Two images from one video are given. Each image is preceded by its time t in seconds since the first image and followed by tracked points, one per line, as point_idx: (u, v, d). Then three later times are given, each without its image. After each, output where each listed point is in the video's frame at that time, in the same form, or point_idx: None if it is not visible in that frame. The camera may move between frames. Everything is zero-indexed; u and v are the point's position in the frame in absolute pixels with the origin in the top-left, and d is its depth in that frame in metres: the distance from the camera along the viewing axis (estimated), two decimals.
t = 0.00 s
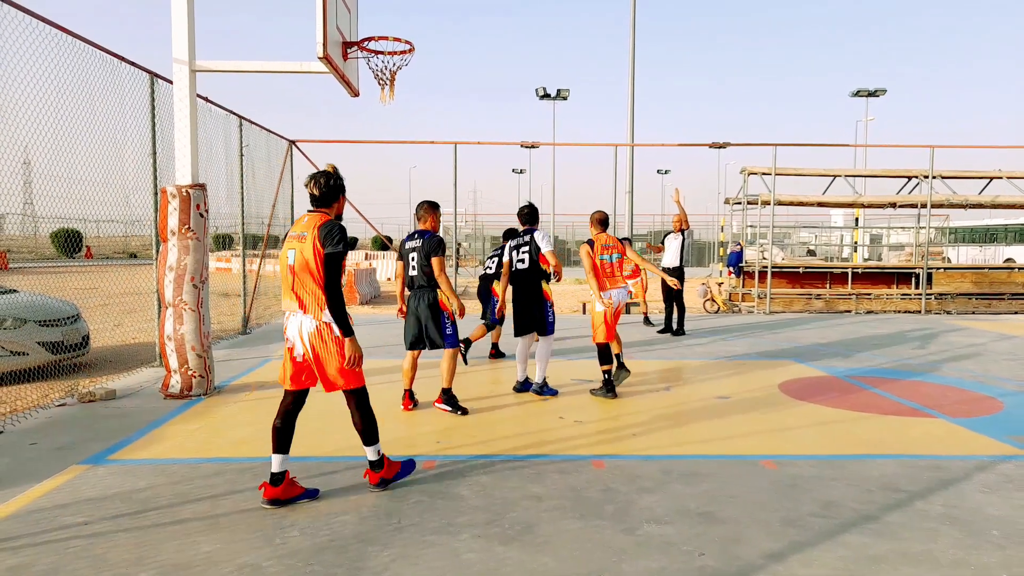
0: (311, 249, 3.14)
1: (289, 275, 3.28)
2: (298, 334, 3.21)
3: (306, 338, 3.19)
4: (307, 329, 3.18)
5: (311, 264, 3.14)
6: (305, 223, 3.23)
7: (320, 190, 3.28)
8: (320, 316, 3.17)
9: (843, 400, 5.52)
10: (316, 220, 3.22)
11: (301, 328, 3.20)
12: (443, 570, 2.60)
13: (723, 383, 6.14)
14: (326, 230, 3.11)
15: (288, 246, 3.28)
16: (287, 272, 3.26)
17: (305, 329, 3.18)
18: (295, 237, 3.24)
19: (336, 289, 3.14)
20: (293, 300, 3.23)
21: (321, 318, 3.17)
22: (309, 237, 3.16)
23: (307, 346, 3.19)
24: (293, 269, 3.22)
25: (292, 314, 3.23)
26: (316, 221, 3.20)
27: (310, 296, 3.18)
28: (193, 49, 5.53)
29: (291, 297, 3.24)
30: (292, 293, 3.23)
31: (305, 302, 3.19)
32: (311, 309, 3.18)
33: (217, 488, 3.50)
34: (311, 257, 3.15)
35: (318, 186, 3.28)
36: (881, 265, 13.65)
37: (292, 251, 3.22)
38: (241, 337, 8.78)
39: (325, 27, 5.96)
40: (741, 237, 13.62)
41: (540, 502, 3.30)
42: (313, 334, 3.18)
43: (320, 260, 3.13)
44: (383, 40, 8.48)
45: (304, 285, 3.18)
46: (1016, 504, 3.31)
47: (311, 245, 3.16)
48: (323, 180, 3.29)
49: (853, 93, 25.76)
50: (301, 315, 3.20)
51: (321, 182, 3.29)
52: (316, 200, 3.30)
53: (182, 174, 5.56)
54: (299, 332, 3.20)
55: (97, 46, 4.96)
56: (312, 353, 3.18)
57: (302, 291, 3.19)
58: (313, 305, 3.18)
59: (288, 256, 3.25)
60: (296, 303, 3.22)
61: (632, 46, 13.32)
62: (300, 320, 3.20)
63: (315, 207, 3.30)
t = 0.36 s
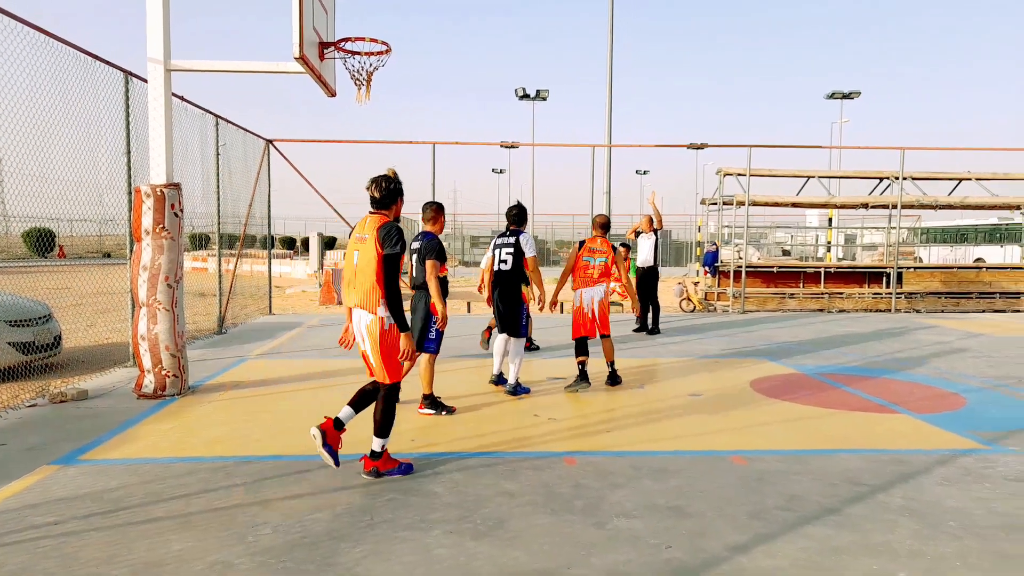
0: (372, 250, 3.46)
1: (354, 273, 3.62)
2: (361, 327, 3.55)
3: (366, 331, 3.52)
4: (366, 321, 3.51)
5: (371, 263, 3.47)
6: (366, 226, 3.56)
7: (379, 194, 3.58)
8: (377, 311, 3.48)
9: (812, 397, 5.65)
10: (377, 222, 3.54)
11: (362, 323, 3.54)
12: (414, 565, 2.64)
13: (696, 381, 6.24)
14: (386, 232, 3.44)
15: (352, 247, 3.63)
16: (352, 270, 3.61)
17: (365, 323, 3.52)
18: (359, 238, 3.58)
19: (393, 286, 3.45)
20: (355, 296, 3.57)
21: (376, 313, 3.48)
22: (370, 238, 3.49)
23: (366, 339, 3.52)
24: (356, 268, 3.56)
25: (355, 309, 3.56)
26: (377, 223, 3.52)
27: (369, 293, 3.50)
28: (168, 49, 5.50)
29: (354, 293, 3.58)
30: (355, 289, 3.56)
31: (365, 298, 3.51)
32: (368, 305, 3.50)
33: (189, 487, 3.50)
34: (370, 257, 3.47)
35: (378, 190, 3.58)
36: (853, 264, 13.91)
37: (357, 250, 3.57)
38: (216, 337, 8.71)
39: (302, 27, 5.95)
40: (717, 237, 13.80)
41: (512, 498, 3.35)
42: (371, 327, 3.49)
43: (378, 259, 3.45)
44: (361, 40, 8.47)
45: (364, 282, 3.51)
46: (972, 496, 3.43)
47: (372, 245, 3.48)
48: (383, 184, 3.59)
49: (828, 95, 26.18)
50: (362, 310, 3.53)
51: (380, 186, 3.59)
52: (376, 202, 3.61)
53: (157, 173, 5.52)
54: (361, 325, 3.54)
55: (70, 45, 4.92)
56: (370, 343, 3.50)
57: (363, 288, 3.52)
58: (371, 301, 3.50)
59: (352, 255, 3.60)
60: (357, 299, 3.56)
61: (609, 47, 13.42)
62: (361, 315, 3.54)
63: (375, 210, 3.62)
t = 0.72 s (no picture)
0: (392, 253, 3.65)
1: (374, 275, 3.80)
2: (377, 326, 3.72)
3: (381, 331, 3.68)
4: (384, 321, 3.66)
5: (390, 266, 3.66)
6: (386, 230, 3.74)
7: (399, 201, 3.76)
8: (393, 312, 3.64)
9: (756, 393, 5.84)
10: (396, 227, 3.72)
11: (377, 322, 3.70)
12: (364, 568, 2.63)
13: (645, 379, 6.37)
14: (404, 236, 3.62)
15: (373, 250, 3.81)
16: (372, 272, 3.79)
17: (380, 323, 3.67)
18: (379, 242, 3.76)
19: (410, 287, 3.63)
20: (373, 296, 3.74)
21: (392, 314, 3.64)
22: (390, 242, 3.66)
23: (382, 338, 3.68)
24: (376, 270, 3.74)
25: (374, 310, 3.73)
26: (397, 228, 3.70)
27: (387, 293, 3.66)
28: (105, 42, 5.29)
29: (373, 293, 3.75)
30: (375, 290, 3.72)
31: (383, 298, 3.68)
32: (385, 305, 3.65)
33: (128, 494, 3.38)
34: (391, 260, 3.66)
35: (401, 196, 3.77)
36: (796, 264, 14.40)
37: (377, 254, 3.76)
38: (158, 340, 8.42)
39: (247, 23, 5.82)
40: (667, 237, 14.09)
41: (463, 497, 3.37)
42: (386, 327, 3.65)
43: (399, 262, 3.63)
44: (307, 37, 8.33)
45: (382, 283, 3.68)
46: (903, 485, 3.61)
47: (392, 249, 3.67)
48: (406, 190, 3.76)
49: (772, 99, 27.03)
50: (379, 309, 3.70)
51: (400, 193, 3.77)
52: (399, 208, 3.79)
53: (93, 171, 5.31)
54: (378, 325, 3.70)
55: None
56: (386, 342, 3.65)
57: (381, 289, 3.69)
58: (387, 301, 3.66)
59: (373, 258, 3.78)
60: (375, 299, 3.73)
61: (561, 48, 13.54)
62: (378, 314, 3.71)
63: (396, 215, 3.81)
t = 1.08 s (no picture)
0: (434, 252, 3.71)
1: (405, 271, 3.82)
2: (413, 320, 3.79)
3: (420, 325, 3.77)
4: (424, 317, 3.77)
5: (431, 264, 3.72)
6: (424, 227, 3.78)
7: (435, 200, 3.79)
8: (435, 307, 3.77)
9: (726, 392, 5.92)
10: (433, 224, 3.78)
11: (415, 317, 3.78)
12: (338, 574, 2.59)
13: (617, 379, 6.42)
14: (446, 235, 3.70)
15: (404, 246, 3.81)
16: (405, 267, 3.81)
17: (420, 318, 3.76)
18: (415, 238, 3.78)
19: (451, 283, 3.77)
20: (408, 291, 3.79)
21: (435, 309, 3.77)
22: (432, 241, 3.72)
23: (420, 333, 3.77)
24: (413, 267, 3.77)
25: (410, 305, 3.79)
26: (436, 226, 3.77)
27: (427, 290, 3.76)
28: (64, 36, 5.13)
29: (408, 289, 3.79)
30: (411, 286, 3.78)
31: (423, 293, 3.76)
32: (427, 301, 3.76)
33: (90, 501, 3.28)
34: (432, 258, 3.72)
35: (434, 194, 3.80)
36: (763, 264, 14.67)
37: (412, 250, 3.78)
38: (120, 341, 8.20)
39: (212, 19, 5.69)
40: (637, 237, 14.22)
41: (437, 500, 3.34)
42: (429, 321, 3.76)
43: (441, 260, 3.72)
44: (275, 33, 8.18)
45: (422, 280, 3.75)
46: (871, 483, 3.70)
47: (432, 247, 3.73)
48: (439, 189, 3.80)
49: (738, 102, 27.51)
50: (417, 304, 3.77)
51: (435, 193, 3.80)
52: (429, 205, 3.82)
53: (52, 168, 5.14)
54: (416, 320, 3.78)
55: None
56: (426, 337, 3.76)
57: (420, 286, 3.76)
58: (428, 297, 3.76)
59: (407, 254, 3.79)
60: (411, 294, 3.78)
61: (531, 48, 13.55)
62: (415, 309, 3.78)
63: (428, 211, 3.84)
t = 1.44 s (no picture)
0: (503, 255, 3.84)
1: (473, 275, 3.93)
2: (480, 324, 3.84)
3: (486, 328, 3.81)
4: (489, 319, 3.81)
5: (500, 268, 3.84)
6: (492, 232, 3.91)
7: (501, 206, 3.92)
8: (502, 311, 3.83)
9: (727, 395, 5.91)
10: (501, 230, 3.91)
11: (481, 320, 3.82)
12: None
13: (617, 382, 6.40)
14: (516, 239, 3.85)
15: (473, 251, 3.95)
16: (473, 272, 3.92)
17: (487, 321, 3.80)
18: (482, 243, 3.91)
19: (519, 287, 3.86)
20: (476, 295, 3.87)
21: (500, 312, 3.82)
22: (500, 244, 3.85)
23: (486, 336, 3.80)
24: (482, 271, 3.88)
25: (476, 309, 3.85)
26: (504, 231, 3.91)
27: (495, 293, 3.83)
28: (62, 37, 5.09)
29: (476, 293, 3.88)
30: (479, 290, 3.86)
31: (490, 296, 3.83)
32: (494, 304, 3.82)
33: (89, 507, 3.25)
34: (502, 262, 3.85)
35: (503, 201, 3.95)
36: (760, 267, 14.69)
37: (481, 255, 3.90)
38: (117, 344, 8.16)
39: (211, 20, 5.67)
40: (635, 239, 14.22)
41: (440, 505, 3.32)
42: (495, 325, 3.80)
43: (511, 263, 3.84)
44: (272, 35, 8.16)
45: (491, 283, 3.84)
46: (875, 488, 3.69)
47: (500, 252, 3.86)
48: (509, 196, 3.94)
49: (734, 104, 27.56)
50: (483, 307, 3.83)
51: (502, 199, 3.91)
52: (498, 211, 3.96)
53: (49, 171, 5.10)
54: (482, 323, 3.82)
55: None
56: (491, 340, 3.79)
57: (489, 289, 3.84)
58: (494, 300, 3.82)
59: (476, 258, 3.92)
60: (479, 298, 3.86)
61: (528, 50, 13.55)
62: (482, 312, 3.83)
63: (495, 219, 3.98)
